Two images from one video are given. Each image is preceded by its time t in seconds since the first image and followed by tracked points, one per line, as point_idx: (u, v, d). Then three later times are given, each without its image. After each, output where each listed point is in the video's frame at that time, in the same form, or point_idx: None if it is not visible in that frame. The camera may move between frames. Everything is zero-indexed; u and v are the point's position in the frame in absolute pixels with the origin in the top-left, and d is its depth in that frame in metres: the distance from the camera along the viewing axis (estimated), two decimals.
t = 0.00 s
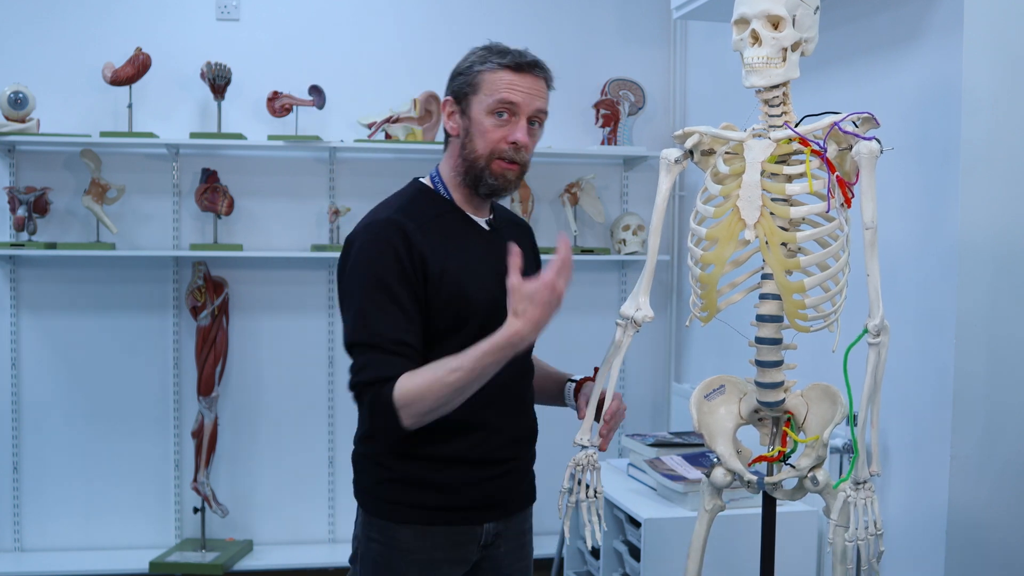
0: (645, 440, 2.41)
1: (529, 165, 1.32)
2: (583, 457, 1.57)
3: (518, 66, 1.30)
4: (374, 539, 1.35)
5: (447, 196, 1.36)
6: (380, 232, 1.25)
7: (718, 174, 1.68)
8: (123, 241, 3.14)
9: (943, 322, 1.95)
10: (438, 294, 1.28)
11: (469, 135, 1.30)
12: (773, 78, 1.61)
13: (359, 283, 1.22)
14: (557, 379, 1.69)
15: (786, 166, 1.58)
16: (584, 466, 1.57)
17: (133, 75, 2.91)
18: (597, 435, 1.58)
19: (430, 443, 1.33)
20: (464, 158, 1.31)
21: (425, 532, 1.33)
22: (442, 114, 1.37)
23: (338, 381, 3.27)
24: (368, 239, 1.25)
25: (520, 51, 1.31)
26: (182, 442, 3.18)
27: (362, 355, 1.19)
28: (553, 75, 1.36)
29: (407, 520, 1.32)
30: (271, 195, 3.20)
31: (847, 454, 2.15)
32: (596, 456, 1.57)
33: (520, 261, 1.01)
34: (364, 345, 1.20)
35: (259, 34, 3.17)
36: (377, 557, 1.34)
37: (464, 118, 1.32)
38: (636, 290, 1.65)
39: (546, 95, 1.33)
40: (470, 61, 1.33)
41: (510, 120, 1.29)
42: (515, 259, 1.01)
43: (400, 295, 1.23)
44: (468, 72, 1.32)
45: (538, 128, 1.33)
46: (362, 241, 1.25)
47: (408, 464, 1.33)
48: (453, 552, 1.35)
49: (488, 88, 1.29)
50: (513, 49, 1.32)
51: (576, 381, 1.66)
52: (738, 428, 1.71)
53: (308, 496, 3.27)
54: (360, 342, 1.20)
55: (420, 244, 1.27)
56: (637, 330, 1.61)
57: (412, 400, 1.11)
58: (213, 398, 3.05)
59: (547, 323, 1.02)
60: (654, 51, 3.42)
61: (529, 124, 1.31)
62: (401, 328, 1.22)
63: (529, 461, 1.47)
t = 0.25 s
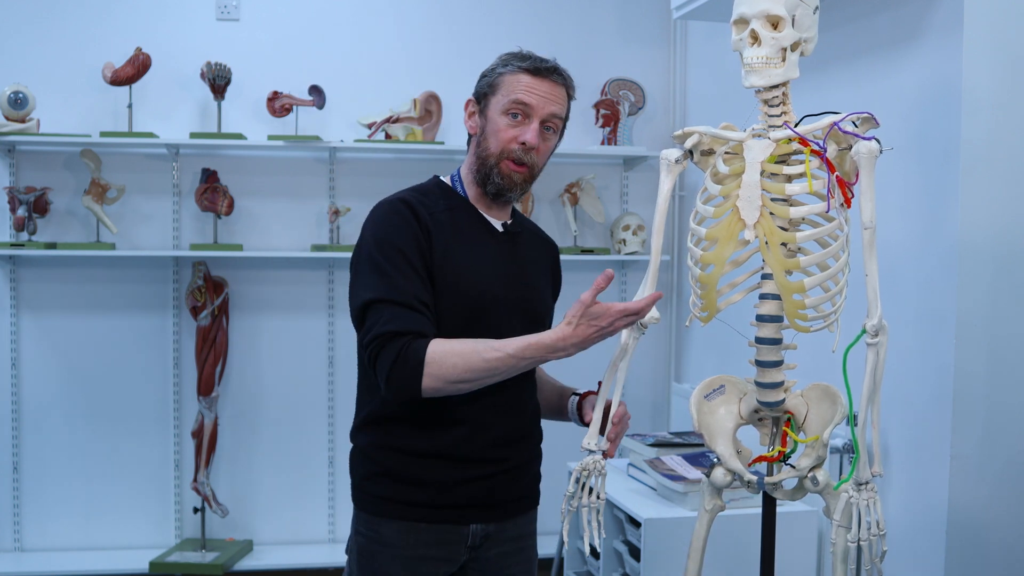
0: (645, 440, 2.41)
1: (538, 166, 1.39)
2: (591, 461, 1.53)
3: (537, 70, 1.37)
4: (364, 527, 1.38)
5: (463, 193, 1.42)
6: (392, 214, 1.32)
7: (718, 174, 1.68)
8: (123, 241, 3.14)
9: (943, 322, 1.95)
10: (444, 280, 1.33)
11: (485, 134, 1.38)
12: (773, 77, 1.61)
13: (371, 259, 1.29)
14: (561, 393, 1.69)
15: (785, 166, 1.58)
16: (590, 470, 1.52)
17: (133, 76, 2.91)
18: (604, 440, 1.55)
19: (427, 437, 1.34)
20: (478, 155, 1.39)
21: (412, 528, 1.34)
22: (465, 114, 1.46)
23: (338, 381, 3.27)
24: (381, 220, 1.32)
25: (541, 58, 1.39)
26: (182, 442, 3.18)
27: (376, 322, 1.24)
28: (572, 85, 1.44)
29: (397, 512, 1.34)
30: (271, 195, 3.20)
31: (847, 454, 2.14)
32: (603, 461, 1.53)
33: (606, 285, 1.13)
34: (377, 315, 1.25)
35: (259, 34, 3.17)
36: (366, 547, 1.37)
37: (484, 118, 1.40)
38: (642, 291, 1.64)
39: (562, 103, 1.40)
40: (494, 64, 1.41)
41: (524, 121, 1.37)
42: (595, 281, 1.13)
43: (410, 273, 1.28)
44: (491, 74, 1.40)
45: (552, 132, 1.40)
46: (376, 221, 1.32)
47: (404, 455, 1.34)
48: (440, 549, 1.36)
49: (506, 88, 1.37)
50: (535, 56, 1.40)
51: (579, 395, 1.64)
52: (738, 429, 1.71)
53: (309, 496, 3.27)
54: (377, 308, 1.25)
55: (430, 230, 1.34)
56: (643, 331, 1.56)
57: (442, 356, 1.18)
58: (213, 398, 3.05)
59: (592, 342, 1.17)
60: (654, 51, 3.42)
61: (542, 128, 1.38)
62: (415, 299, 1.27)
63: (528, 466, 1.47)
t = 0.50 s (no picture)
0: (645, 440, 2.41)
1: (541, 168, 1.39)
2: (599, 466, 1.53)
3: (542, 71, 1.38)
4: (367, 529, 1.38)
5: (466, 193, 1.42)
6: (393, 216, 1.32)
7: (717, 174, 1.68)
8: (123, 241, 3.14)
9: (943, 322, 1.95)
10: (444, 282, 1.33)
11: (489, 134, 1.39)
12: (773, 77, 1.61)
13: (372, 260, 1.29)
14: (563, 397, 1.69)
15: (785, 166, 1.58)
16: (601, 473, 1.53)
17: (133, 76, 2.91)
18: (613, 442, 1.54)
19: (428, 438, 1.34)
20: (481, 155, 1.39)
21: (414, 528, 1.34)
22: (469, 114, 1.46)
23: (338, 380, 3.27)
24: (382, 221, 1.32)
25: (547, 60, 1.40)
26: (182, 442, 3.18)
27: (378, 325, 1.25)
28: (576, 87, 1.44)
29: (399, 513, 1.34)
30: (271, 195, 3.20)
31: (847, 454, 2.14)
32: (612, 464, 1.53)
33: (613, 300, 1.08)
34: (378, 317, 1.25)
35: (259, 34, 3.17)
36: (369, 549, 1.37)
37: (488, 118, 1.40)
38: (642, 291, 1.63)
39: (566, 105, 1.41)
40: (499, 65, 1.42)
41: (528, 122, 1.37)
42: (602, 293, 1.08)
43: (410, 274, 1.28)
44: (496, 74, 1.41)
45: (555, 134, 1.41)
46: (376, 224, 1.32)
47: (406, 456, 1.35)
48: (442, 550, 1.35)
49: (510, 89, 1.37)
50: (540, 57, 1.40)
51: (579, 399, 1.65)
52: (737, 429, 1.71)
53: (309, 496, 3.27)
54: (378, 312, 1.25)
55: (431, 231, 1.34)
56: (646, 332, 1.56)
57: (443, 359, 1.18)
58: (213, 398, 3.05)
59: (596, 353, 1.13)
60: (654, 51, 3.42)
61: (545, 129, 1.39)
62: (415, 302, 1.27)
63: (531, 466, 1.47)
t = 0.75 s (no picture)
0: (645, 440, 2.41)
1: (540, 169, 1.39)
2: (600, 465, 1.52)
3: (539, 73, 1.37)
4: (366, 530, 1.38)
5: (465, 195, 1.42)
6: (394, 219, 1.32)
7: (718, 174, 1.68)
8: (123, 241, 3.14)
9: (943, 322, 1.95)
10: (447, 284, 1.33)
11: (487, 136, 1.39)
12: (774, 78, 1.61)
13: (375, 264, 1.29)
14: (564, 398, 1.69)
15: (786, 166, 1.58)
16: (601, 473, 1.52)
17: (133, 76, 2.91)
18: (614, 442, 1.54)
19: (430, 440, 1.35)
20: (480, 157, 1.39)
21: (415, 529, 1.34)
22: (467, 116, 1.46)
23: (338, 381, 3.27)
24: (383, 224, 1.31)
25: (544, 61, 1.39)
26: (182, 442, 3.18)
27: (382, 330, 1.24)
28: (575, 87, 1.44)
29: (400, 514, 1.34)
30: (271, 195, 3.20)
31: (847, 454, 2.14)
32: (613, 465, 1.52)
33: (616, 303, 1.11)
34: (382, 321, 1.25)
35: (259, 35, 3.17)
36: (369, 551, 1.37)
37: (486, 120, 1.40)
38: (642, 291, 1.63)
39: (564, 106, 1.40)
40: (497, 65, 1.41)
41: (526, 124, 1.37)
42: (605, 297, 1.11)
43: (413, 278, 1.28)
44: (494, 75, 1.40)
45: (554, 135, 1.40)
46: (377, 227, 1.32)
47: (407, 458, 1.35)
48: (443, 551, 1.35)
49: (508, 91, 1.37)
50: (538, 58, 1.40)
51: (579, 400, 1.65)
52: (738, 429, 1.71)
53: (309, 496, 3.27)
54: (381, 317, 1.25)
55: (433, 234, 1.34)
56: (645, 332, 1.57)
57: (450, 365, 1.18)
58: (213, 398, 3.05)
59: (601, 356, 1.16)
60: (653, 51, 3.42)
61: (544, 131, 1.39)
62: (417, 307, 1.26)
63: (530, 466, 1.47)
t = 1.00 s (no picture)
0: (645, 440, 2.41)
1: (538, 172, 1.39)
2: (593, 465, 1.52)
3: (539, 76, 1.37)
4: (355, 526, 1.38)
5: (463, 196, 1.42)
6: (390, 219, 1.31)
7: (717, 174, 1.68)
8: (123, 241, 3.14)
9: (943, 322, 1.95)
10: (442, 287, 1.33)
11: (486, 138, 1.38)
12: (773, 78, 1.61)
13: (371, 265, 1.28)
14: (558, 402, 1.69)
15: (785, 166, 1.58)
16: (593, 472, 1.52)
17: (133, 76, 2.91)
18: (607, 442, 1.54)
19: (422, 441, 1.34)
20: (478, 159, 1.39)
21: (403, 528, 1.34)
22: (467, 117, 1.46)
23: (338, 380, 3.27)
24: (379, 225, 1.30)
25: (545, 64, 1.38)
26: (182, 442, 3.18)
27: (377, 332, 1.23)
28: (575, 90, 1.43)
29: (389, 513, 1.34)
30: (271, 195, 3.20)
31: (847, 454, 2.14)
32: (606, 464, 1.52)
33: (614, 306, 1.09)
34: (378, 323, 1.24)
35: (259, 35, 3.17)
36: (357, 549, 1.37)
37: (485, 122, 1.40)
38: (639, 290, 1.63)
39: (564, 109, 1.40)
40: (497, 66, 1.40)
41: (525, 127, 1.37)
42: (604, 299, 1.09)
43: (409, 280, 1.27)
44: (494, 77, 1.40)
45: (553, 139, 1.40)
46: (373, 227, 1.30)
47: (399, 458, 1.34)
48: (432, 550, 1.35)
49: (508, 93, 1.36)
50: (540, 60, 1.39)
51: (572, 403, 1.66)
52: (737, 428, 1.71)
53: (308, 495, 3.27)
54: (377, 319, 1.24)
55: (429, 235, 1.33)
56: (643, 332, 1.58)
57: (446, 369, 1.17)
58: (213, 398, 3.05)
59: (598, 357, 1.14)
60: (654, 51, 3.42)
61: (543, 134, 1.38)
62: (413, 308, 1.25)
63: (520, 467, 1.47)
